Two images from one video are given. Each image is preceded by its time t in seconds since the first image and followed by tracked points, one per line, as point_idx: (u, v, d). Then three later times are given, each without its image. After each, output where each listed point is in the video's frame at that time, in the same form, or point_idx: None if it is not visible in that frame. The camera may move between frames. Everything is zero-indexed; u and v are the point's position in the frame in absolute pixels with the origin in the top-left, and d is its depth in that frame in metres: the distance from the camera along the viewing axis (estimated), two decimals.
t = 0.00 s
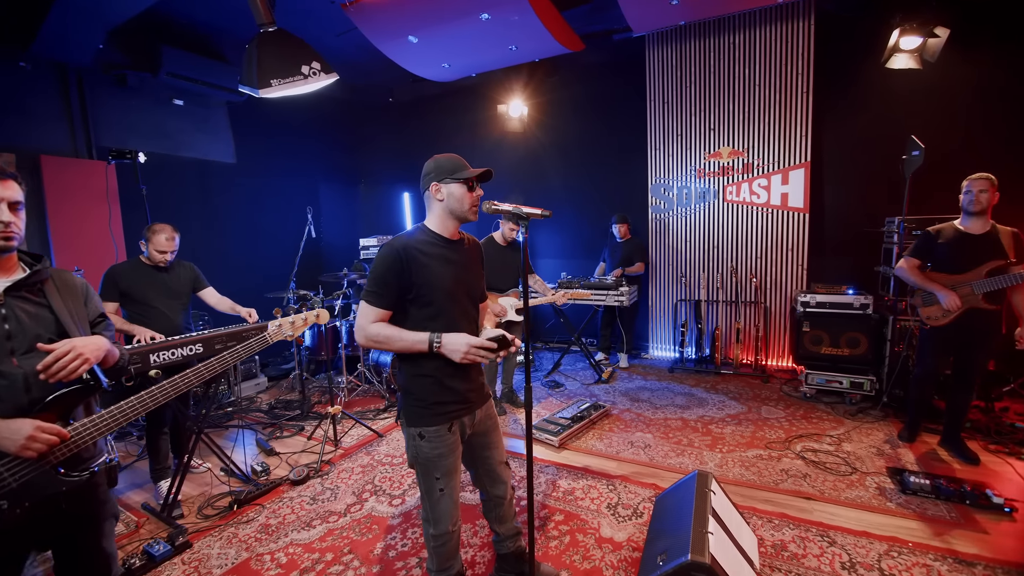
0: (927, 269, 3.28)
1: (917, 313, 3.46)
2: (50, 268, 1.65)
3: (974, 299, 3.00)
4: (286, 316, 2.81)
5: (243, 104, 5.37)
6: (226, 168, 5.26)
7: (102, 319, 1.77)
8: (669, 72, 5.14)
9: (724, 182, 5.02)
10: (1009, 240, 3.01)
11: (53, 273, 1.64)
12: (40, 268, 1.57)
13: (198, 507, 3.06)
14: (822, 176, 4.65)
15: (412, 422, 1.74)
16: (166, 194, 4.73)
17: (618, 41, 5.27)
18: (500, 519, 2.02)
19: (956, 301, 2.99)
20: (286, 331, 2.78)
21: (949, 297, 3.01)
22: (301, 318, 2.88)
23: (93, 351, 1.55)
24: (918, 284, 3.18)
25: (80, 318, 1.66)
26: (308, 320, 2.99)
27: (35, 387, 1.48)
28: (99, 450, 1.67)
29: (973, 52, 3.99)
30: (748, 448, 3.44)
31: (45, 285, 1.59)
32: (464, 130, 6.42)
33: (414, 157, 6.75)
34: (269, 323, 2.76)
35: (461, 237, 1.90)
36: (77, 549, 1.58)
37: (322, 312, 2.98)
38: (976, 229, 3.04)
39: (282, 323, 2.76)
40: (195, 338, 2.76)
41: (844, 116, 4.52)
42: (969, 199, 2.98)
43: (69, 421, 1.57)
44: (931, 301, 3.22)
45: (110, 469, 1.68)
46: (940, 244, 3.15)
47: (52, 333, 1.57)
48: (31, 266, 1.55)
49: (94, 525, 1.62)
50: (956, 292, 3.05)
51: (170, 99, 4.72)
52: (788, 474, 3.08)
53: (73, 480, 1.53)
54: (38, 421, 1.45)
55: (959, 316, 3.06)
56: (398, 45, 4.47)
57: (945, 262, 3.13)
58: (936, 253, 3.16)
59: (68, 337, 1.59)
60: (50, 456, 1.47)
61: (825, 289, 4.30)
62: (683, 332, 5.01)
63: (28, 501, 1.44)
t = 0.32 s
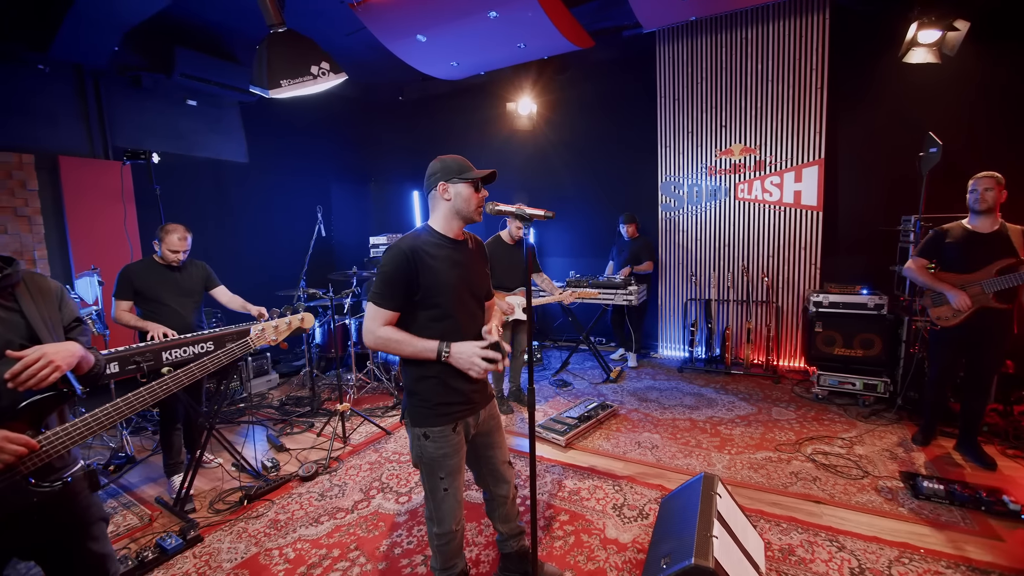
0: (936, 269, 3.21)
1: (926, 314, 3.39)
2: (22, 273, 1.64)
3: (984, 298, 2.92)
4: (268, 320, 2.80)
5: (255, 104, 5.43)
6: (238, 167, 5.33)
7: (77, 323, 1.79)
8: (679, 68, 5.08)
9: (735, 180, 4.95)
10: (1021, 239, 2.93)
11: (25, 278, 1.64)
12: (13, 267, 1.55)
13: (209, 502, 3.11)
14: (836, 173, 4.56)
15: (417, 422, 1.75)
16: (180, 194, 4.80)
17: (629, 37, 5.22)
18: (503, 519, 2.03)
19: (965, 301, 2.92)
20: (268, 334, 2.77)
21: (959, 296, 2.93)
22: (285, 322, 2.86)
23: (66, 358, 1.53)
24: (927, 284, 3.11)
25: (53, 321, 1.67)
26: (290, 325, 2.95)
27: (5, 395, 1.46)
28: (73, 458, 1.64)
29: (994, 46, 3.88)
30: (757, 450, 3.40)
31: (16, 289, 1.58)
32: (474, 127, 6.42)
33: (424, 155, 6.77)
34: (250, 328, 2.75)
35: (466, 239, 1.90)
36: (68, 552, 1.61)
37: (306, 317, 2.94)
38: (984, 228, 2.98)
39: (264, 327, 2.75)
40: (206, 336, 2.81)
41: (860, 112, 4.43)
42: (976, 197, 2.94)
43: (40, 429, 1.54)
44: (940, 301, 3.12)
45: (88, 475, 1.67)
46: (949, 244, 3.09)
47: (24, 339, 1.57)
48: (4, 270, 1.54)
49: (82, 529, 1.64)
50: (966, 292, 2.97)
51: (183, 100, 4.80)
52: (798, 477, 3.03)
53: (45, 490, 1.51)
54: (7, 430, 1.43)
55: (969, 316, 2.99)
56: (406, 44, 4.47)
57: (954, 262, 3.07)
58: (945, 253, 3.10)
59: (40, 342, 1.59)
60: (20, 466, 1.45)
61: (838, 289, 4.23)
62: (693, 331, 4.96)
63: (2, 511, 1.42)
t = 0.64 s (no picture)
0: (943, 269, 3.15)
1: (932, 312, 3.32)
2: (11, 271, 1.66)
3: (991, 298, 2.86)
4: (263, 318, 2.82)
5: (267, 103, 5.49)
6: (250, 165, 5.40)
7: (70, 321, 1.83)
8: (690, 64, 5.02)
9: (747, 177, 4.89)
10: None
11: (16, 277, 1.67)
12: (4, 263, 1.56)
13: (220, 495, 3.18)
14: (851, 170, 4.48)
15: (428, 420, 1.76)
16: (193, 193, 4.87)
17: (640, 33, 5.17)
18: (508, 518, 2.05)
19: (971, 300, 2.87)
20: (262, 332, 2.80)
21: (964, 296, 2.88)
22: (279, 319, 2.88)
23: (56, 359, 1.57)
24: (932, 284, 3.06)
25: (44, 321, 1.71)
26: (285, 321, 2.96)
27: None
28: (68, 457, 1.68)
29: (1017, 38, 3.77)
30: (765, 450, 3.36)
31: (7, 289, 1.62)
32: (483, 125, 6.41)
33: (434, 152, 6.79)
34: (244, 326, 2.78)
35: (475, 237, 1.91)
36: (64, 548, 1.65)
37: (299, 314, 2.98)
38: (990, 226, 2.91)
39: (258, 325, 2.78)
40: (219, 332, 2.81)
41: (875, 108, 4.34)
42: (980, 195, 2.87)
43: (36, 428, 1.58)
44: (946, 301, 3.09)
45: (84, 471, 1.70)
46: (954, 243, 3.04)
47: (16, 339, 1.62)
48: None
49: (76, 525, 1.67)
50: (972, 291, 2.92)
51: (197, 99, 4.87)
52: (806, 479, 3.00)
53: (41, 489, 1.55)
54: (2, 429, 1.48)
55: (977, 315, 2.93)
56: (415, 41, 4.48)
57: (960, 261, 3.01)
58: (952, 253, 3.04)
59: (32, 342, 1.64)
60: (15, 465, 1.49)
61: (851, 288, 4.17)
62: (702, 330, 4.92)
63: None
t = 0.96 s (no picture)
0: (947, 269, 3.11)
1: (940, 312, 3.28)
2: (22, 268, 1.68)
3: (998, 297, 2.81)
4: (268, 309, 2.82)
5: (276, 100, 5.54)
6: (260, 163, 5.46)
7: (82, 316, 1.86)
8: (699, 59, 4.96)
9: (757, 173, 4.83)
10: None
11: (26, 274, 1.68)
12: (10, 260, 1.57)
13: (230, 488, 3.24)
14: (863, 166, 4.40)
15: (445, 413, 1.78)
16: (203, 190, 4.93)
17: (648, 28, 5.12)
18: (511, 513, 2.09)
19: (979, 300, 2.82)
20: (269, 323, 2.80)
21: (972, 296, 2.83)
22: (285, 309, 2.88)
23: (71, 353, 1.57)
24: (938, 284, 3.02)
25: (58, 316, 1.71)
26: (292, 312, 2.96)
27: (18, 390, 1.51)
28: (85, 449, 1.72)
29: None
30: (771, 450, 3.34)
31: (19, 285, 1.63)
32: (491, 121, 6.40)
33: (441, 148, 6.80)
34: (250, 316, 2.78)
35: (485, 235, 1.91)
36: (83, 536, 1.68)
37: (305, 303, 2.99)
38: (994, 224, 2.88)
39: (264, 315, 2.77)
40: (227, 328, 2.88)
41: (890, 103, 4.25)
42: (984, 192, 2.84)
43: (54, 420, 1.62)
44: (953, 301, 3.05)
45: (101, 462, 1.74)
46: (957, 243, 3.00)
47: (32, 336, 1.63)
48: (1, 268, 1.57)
49: (93, 514, 1.70)
50: (979, 290, 2.87)
51: (207, 97, 4.93)
52: (813, 479, 2.97)
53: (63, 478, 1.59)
54: (23, 422, 1.52)
55: (985, 315, 2.89)
56: (422, 38, 4.47)
57: (964, 261, 2.98)
58: (955, 252, 3.00)
59: (47, 338, 1.65)
60: (37, 455, 1.53)
61: (862, 286, 4.11)
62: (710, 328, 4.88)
63: (21, 499, 1.52)
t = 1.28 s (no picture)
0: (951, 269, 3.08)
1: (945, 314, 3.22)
2: (54, 266, 1.72)
3: (1006, 298, 2.77)
4: (285, 299, 2.81)
5: (283, 99, 5.57)
6: (267, 161, 5.51)
7: (110, 311, 1.85)
8: (707, 54, 4.91)
9: (764, 171, 4.77)
10: None
11: (57, 272, 1.71)
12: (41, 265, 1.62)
13: (237, 483, 3.29)
14: (874, 163, 4.34)
15: (465, 403, 1.83)
16: (211, 188, 4.98)
17: (655, 24, 5.08)
18: (511, 508, 2.10)
19: (986, 301, 2.78)
20: (286, 313, 2.79)
21: (979, 296, 2.79)
22: (301, 301, 2.85)
23: (102, 345, 1.61)
24: (943, 285, 2.97)
25: (88, 311, 1.74)
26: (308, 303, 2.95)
27: (56, 380, 1.57)
28: (119, 436, 1.74)
29: None
30: (775, 450, 3.32)
31: (50, 283, 1.67)
32: (496, 118, 6.39)
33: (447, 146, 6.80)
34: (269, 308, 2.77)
35: (495, 230, 1.91)
36: (112, 523, 1.69)
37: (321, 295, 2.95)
38: (995, 224, 2.87)
39: (282, 306, 2.77)
40: (231, 326, 2.92)
41: (903, 99, 4.17)
42: (988, 190, 2.81)
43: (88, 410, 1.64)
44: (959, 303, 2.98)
45: (133, 452, 1.76)
46: (962, 243, 2.97)
47: (66, 331, 1.66)
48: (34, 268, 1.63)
49: (124, 502, 1.71)
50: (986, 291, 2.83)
51: (215, 96, 4.98)
52: (816, 480, 2.95)
53: (100, 463, 1.61)
54: (60, 411, 1.54)
55: (991, 317, 2.86)
56: (427, 36, 4.47)
57: (969, 261, 2.95)
58: (959, 252, 2.97)
59: (79, 332, 1.67)
60: (74, 443, 1.55)
61: (870, 286, 4.07)
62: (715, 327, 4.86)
63: (62, 485, 1.53)
